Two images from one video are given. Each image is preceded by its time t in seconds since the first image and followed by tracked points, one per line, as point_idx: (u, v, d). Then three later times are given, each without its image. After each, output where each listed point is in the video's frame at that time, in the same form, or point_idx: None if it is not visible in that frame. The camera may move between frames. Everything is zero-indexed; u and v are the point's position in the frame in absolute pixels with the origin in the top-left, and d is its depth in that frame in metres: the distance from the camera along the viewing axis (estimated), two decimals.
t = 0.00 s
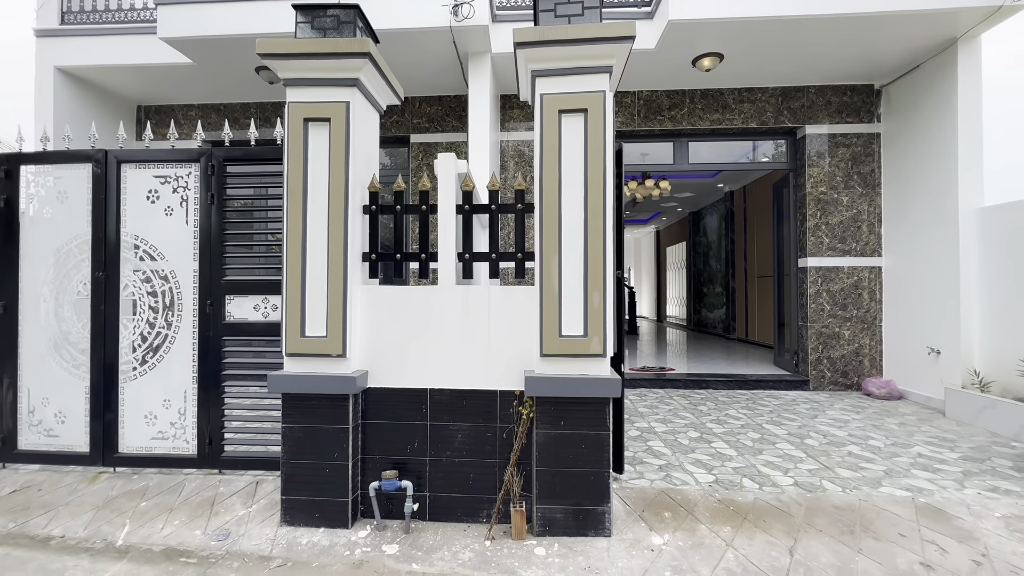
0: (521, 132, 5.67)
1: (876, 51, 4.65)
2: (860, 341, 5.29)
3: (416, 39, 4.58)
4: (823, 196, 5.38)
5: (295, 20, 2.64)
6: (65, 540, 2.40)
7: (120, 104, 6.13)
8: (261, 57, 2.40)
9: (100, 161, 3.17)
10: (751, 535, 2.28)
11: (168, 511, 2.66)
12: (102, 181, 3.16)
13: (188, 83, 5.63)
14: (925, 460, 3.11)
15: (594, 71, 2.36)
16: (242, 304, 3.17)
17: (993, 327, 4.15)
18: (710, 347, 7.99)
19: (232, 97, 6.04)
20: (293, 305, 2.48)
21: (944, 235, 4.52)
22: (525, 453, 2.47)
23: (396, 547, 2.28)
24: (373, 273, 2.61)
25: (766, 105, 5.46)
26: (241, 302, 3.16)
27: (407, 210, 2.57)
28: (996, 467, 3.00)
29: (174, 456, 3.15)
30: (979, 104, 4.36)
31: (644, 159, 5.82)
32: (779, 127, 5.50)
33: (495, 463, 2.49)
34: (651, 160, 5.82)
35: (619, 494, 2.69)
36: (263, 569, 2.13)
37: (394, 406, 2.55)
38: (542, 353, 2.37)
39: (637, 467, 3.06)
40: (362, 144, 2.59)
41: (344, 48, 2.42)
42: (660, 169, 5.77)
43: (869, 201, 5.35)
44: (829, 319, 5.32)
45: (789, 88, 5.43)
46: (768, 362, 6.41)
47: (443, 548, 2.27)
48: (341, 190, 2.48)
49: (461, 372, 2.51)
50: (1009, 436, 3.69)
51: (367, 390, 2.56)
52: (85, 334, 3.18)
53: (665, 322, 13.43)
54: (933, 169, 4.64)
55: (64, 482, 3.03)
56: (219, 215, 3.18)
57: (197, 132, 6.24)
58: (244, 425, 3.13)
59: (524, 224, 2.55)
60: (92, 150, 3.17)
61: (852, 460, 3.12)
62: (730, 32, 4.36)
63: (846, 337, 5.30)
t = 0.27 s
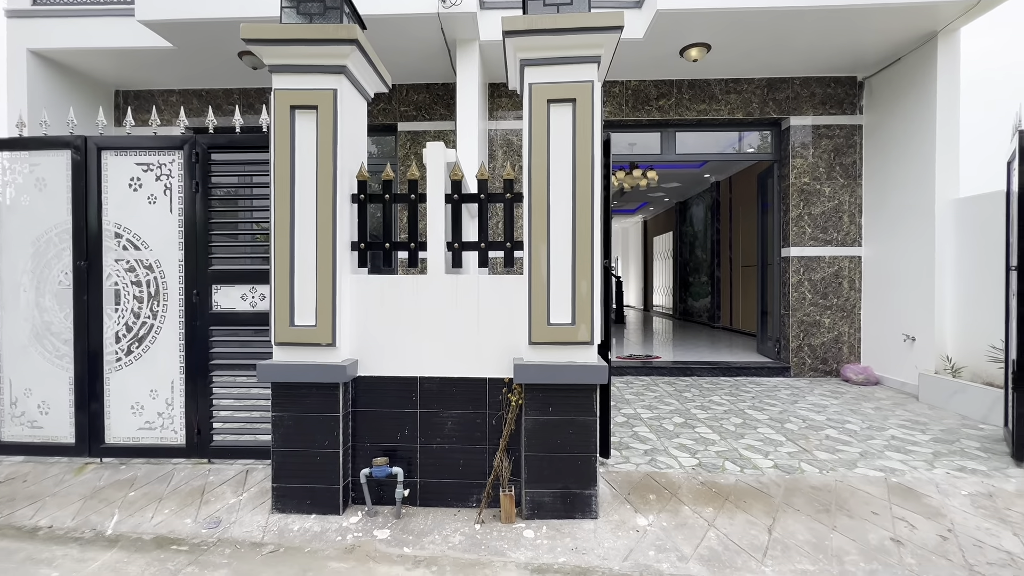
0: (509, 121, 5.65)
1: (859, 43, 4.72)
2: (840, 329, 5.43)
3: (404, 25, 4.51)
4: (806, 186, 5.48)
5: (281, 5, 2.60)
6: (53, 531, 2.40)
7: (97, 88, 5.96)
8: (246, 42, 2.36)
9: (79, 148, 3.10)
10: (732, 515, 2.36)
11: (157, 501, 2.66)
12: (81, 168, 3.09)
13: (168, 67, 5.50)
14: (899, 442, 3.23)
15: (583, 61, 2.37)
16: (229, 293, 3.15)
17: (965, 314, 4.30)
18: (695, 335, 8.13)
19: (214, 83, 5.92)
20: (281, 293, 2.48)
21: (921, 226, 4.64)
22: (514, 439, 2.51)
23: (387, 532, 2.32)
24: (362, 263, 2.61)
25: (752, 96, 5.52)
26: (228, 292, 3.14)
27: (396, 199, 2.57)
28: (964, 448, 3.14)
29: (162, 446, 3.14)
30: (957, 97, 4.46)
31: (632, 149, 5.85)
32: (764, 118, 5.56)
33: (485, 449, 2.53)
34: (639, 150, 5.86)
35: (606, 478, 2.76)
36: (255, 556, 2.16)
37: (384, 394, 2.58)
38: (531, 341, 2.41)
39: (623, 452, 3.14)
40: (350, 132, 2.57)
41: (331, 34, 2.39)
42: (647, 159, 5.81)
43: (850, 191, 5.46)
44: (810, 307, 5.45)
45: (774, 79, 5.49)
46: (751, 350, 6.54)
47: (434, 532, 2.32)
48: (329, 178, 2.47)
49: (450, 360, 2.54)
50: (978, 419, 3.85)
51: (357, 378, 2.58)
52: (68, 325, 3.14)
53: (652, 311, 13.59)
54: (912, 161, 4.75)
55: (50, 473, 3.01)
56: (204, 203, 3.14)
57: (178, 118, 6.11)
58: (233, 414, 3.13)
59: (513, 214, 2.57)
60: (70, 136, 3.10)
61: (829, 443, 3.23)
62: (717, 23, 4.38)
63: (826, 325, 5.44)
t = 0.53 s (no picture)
0: (486, 114, 5.63)
1: (826, 43, 4.86)
2: (806, 320, 5.63)
3: (379, 14, 4.43)
4: (776, 182, 5.63)
5: None
6: (14, 533, 2.32)
7: (54, 73, 5.69)
8: (213, 28, 2.29)
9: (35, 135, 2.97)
10: (701, 499, 2.45)
11: (125, 499, 2.60)
12: (38, 157, 2.96)
13: (131, 52, 5.28)
14: (858, 428, 3.39)
15: (559, 55, 2.39)
16: (198, 287, 3.07)
17: (922, 306, 4.51)
18: (670, 327, 8.30)
19: (181, 69, 5.71)
20: (253, 287, 2.43)
21: (883, 221, 4.84)
22: (490, 431, 2.54)
23: (364, 525, 2.32)
24: (336, 256, 2.59)
25: (724, 93, 5.63)
26: (197, 286, 3.06)
27: (371, 192, 2.55)
28: (918, 432, 3.32)
29: (129, 444, 3.06)
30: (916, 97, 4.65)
31: (608, 143, 5.91)
32: (736, 114, 5.68)
33: (462, 440, 2.55)
34: (615, 145, 5.91)
35: (581, 467, 2.82)
36: (229, 552, 2.13)
37: (360, 388, 2.56)
38: (507, 334, 2.44)
39: (598, 441, 3.20)
40: (323, 123, 2.53)
41: (303, 22, 2.34)
42: (623, 153, 5.87)
43: (817, 187, 5.64)
44: (779, 300, 5.63)
45: (746, 76, 5.61)
46: (723, 341, 6.73)
47: (411, 524, 2.33)
48: (302, 170, 2.42)
49: (426, 353, 2.55)
50: (931, 404, 4.07)
51: (332, 372, 2.56)
52: (26, 320, 3.01)
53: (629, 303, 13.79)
54: (875, 158, 4.93)
55: (9, 474, 2.90)
56: (170, 195, 3.04)
57: (142, 106, 5.88)
58: (204, 411, 3.07)
59: (489, 207, 2.58)
60: (25, 123, 2.96)
61: (794, 429, 3.37)
62: (691, 19, 4.44)
63: (794, 316, 5.63)
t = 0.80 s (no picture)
0: (452, 109, 5.58)
1: (780, 49, 5.06)
2: (761, 315, 5.88)
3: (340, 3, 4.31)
4: (733, 181, 5.84)
5: None
6: None
7: None
8: (159, 13, 2.17)
9: None
10: (661, 489, 2.53)
11: (67, 510, 2.46)
12: None
13: (70, 34, 4.94)
14: (807, 416, 3.57)
15: (522, 53, 2.39)
16: (147, 285, 2.92)
17: (865, 300, 4.79)
18: (634, 322, 8.49)
19: (126, 54, 5.39)
20: (206, 285, 2.33)
21: (831, 220, 5.10)
22: (455, 428, 2.54)
23: (326, 527, 2.28)
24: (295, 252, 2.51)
25: (685, 94, 5.78)
26: (146, 284, 2.92)
27: (331, 186, 2.48)
28: (861, 419, 3.53)
29: (72, 452, 2.89)
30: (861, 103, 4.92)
31: (574, 141, 5.97)
32: (696, 115, 5.85)
33: (426, 438, 2.54)
34: (581, 143, 5.98)
35: (545, 461, 2.85)
36: (182, 561, 2.05)
37: (321, 387, 2.51)
38: (471, 331, 2.44)
39: (563, 435, 3.25)
40: (280, 115, 2.45)
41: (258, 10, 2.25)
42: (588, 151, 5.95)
43: (772, 187, 5.88)
44: (736, 295, 5.85)
45: (705, 78, 5.78)
46: (684, 335, 6.94)
47: (374, 524, 2.30)
48: (258, 163, 2.34)
49: (390, 351, 2.51)
50: (873, 392, 4.34)
51: (291, 372, 2.50)
52: None
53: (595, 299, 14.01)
54: (824, 160, 5.19)
55: None
56: (115, 188, 2.88)
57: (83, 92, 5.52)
58: (154, 414, 2.93)
59: (453, 203, 2.56)
60: None
61: (749, 419, 3.52)
62: (654, 21, 4.53)
63: (750, 311, 5.87)
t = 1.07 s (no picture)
0: (407, 104, 5.48)
1: (725, 56, 5.29)
2: (709, 311, 6.14)
3: None
4: (683, 182, 6.06)
5: None
6: None
7: None
8: None
9: None
10: (614, 482, 2.59)
11: None
12: None
13: None
14: (750, 407, 3.77)
15: (476, 50, 2.37)
16: (68, 285, 2.69)
17: (802, 296, 5.11)
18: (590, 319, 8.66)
19: (45, 33, 4.93)
20: (136, 285, 2.17)
21: (772, 221, 5.39)
22: (410, 429, 2.49)
23: (273, 537, 2.19)
24: (238, 250, 2.39)
25: (638, 97, 5.94)
26: (67, 284, 2.68)
27: (277, 181, 2.38)
28: (798, 408, 3.76)
29: None
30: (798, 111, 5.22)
31: (531, 140, 6.01)
32: (648, 118, 6.02)
33: (380, 441, 2.48)
34: (538, 142, 6.03)
35: (502, 459, 2.86)
36: None
37: (267, 392, 2.40)
38: (425, 330, 2.40)
39: (519, 433, 3.27)
40: (219, 105, 2.31)
41: None
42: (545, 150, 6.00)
43: (719, 188, 6.15)
44: (686, 292, 6.08)
45: (657, 82, 5.96)
46: (637, 331, 7.14)
47: (325, 531, 2.23)
48: (195, 155, 2.20)
49: (340, 352, 2.44)
50: (809, 383, 4.63)
51: (234, 376, 2.37)
52: None
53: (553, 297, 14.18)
54: (765, 164, 5.47)
55: None
56: (30, 179, 2.63)
57: None
58: (79, 425, 2.71)
59: (406, 201, 2.51)
60: None
61: (697, 411, 3.67)
62: (607, 24, 4.62)
63: (698, 307, 6.11)
